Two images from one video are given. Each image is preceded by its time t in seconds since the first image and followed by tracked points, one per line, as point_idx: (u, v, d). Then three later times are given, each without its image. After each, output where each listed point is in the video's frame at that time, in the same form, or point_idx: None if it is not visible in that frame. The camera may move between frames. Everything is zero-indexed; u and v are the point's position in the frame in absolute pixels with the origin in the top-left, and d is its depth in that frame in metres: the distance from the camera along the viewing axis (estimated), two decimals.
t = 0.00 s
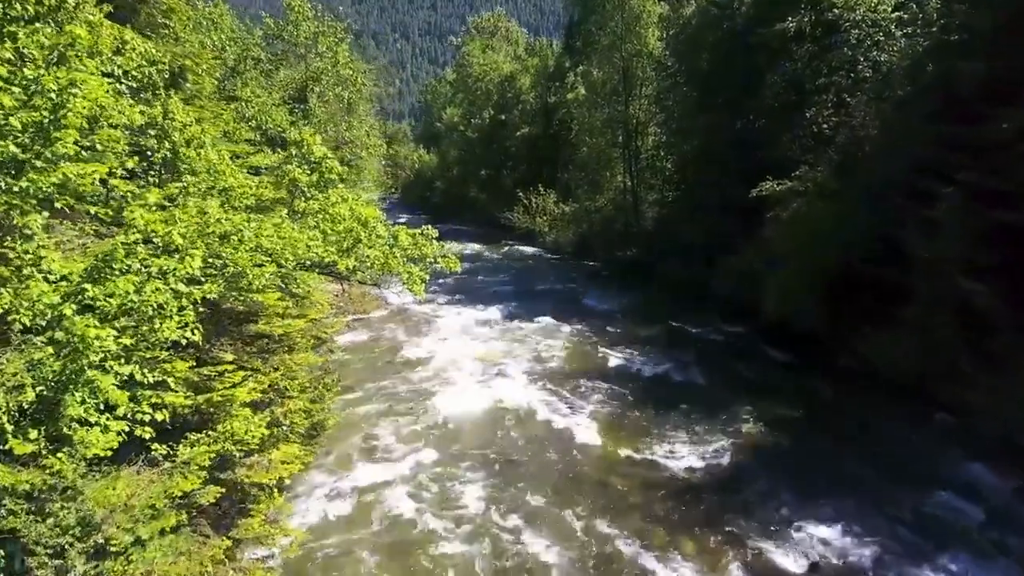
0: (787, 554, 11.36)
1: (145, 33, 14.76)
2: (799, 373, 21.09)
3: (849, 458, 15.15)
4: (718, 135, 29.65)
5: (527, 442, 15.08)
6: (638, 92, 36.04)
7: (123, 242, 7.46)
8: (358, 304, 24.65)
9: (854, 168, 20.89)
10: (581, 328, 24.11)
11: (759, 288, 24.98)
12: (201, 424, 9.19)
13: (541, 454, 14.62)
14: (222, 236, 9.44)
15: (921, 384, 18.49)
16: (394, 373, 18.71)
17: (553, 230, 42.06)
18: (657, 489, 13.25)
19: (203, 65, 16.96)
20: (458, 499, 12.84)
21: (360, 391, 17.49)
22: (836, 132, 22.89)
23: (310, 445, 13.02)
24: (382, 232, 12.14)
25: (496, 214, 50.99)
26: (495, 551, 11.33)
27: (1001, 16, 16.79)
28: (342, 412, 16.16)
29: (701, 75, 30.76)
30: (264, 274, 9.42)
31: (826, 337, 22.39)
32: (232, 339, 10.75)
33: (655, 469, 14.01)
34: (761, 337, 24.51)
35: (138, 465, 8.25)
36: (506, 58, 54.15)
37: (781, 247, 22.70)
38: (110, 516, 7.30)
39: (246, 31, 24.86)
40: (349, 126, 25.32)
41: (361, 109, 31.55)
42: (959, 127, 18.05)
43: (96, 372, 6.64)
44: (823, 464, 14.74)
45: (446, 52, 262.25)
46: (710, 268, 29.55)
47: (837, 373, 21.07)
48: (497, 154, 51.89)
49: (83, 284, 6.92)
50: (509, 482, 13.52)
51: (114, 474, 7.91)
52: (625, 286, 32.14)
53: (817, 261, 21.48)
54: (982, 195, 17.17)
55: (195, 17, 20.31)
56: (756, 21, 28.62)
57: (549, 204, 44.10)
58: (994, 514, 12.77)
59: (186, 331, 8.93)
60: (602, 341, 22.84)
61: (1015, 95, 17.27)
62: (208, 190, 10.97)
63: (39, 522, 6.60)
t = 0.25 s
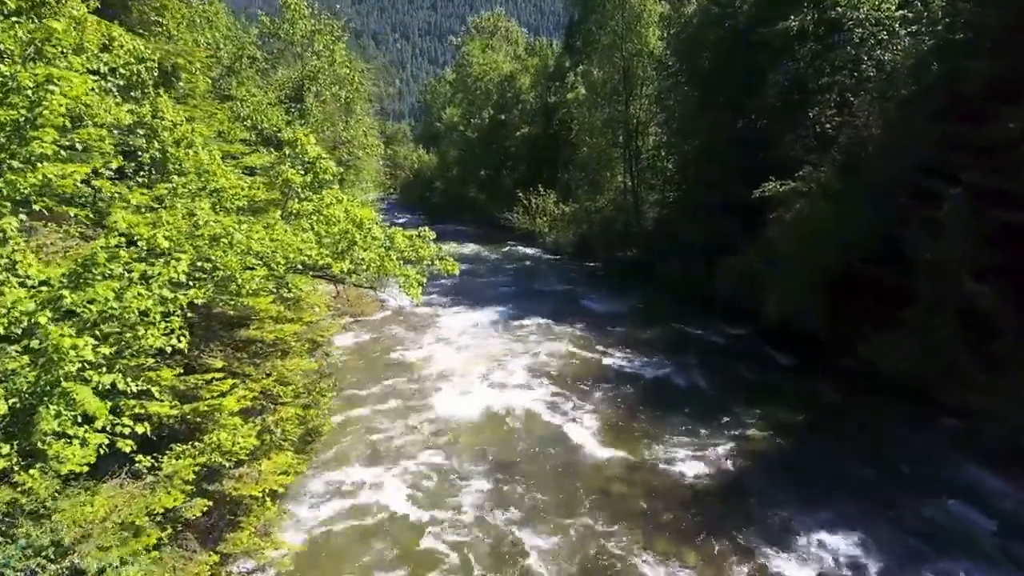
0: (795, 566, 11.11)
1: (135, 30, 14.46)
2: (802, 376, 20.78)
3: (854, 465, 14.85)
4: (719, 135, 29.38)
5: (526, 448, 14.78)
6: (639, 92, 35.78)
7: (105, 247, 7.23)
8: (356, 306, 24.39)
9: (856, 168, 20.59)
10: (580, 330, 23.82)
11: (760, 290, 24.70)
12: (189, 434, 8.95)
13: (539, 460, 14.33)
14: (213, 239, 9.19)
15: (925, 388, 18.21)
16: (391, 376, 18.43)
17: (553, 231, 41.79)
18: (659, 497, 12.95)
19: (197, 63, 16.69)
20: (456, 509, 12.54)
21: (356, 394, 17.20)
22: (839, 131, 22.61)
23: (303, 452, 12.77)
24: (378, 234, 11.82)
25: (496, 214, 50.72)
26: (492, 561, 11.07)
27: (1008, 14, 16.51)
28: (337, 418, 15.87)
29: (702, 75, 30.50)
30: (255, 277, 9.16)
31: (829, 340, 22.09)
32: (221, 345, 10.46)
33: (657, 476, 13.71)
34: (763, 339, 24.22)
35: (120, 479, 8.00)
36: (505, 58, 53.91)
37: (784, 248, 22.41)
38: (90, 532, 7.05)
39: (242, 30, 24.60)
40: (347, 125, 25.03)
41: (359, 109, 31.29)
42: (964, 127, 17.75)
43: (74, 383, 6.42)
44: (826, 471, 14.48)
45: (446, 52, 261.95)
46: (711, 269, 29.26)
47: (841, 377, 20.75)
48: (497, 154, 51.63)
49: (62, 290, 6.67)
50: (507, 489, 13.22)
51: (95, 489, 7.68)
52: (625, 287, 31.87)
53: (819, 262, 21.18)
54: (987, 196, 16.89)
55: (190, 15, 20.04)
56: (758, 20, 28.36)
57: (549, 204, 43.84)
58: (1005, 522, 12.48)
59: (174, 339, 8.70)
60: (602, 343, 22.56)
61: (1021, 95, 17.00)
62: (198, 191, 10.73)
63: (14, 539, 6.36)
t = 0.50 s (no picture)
0: None
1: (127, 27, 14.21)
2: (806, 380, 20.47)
3: (859, 472, 14.53)
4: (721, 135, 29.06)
5: (525, 455, 14.51)
6: (639, 91, 35.49)
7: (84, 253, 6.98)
8: (354, 308, 24.11)
9: (861, 168, 20.25)
10: (581, 333, 23.52)
11: (763, 291, 24.37)
12: (175, 445, 8.69)
13: (538, 467, 14.06)
14: (201, 241, 8.92)
15: (932, 392, 17.87)
16: (389, 380, 18.14)
17: (553, 231, 41.50)
18: (660, 505, 12.65)
19: (192, 62, 16.43)
20: (454, 517, 12.27)
21: (352, 398, 16.91)
22: (843, 131, 22.27)
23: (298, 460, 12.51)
24: (374, 235, 11.52)
25: (496, 214, 50.45)
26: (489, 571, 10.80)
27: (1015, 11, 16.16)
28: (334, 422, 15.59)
29: (703, 74, 30.20)
30: (243, 279, 8.89)
31: (833, 343, 21.76)
32: (212, 351, 10.21)
33: (658, 483, 13.42)
34: (766, 342, 23.90)
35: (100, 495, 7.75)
36: (505, 57, 53.62)
37: (787, 249, 22.08)
38: (67, 549, 6.78)
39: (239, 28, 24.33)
40: (344, 125, 24.75)
41: (358, 109, 31.02)
42: (969, 127, 17.40)
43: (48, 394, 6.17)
44: (830, 478, 14.18)
45: (446, 52, 261.63)
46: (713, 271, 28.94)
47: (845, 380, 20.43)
48: (497, 154, 51.36)
49: (37, 296, 6.41)
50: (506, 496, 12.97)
51: (73, 503, 7.44)
52: (626, 288, 31.57)
53: (822, 264, 20.85)
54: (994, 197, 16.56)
55: (185, 14, 19.76)
56: (760, 19, 28.08)
57: (549, 204, 43.56)
58: (1016, 531, 12.14)
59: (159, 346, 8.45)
60: (603, 345, 22.26)
61: None
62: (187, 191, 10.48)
63: None
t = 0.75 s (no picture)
0: None
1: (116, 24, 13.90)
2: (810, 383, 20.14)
3: (866, 478, 14.22)
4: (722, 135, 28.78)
5: (525, 460, 14.20)
6: (640, 90, 35.21)
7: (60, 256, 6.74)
8: (352, 309, 23.81)
9: (865, 168, 19.93)
10: (581, 334, 23.23)
11: (766, 292, 24.05)
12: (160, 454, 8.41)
13: (538, 473, 13.75)
14: (190, 243, 8.68)
15: (939, 396, 17.55)
16: (387, 384, 17.85)
17: (553, 231, 41.21)
18: (664, 515, 12.37)
19: (185, 60, 16.14)
20: (453, 525, 11.94)
21: (349, 401, 16.63)
22: (847, 130, 21.93)
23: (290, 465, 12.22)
24: (370, 236, 11.27)
25: (496, 214, 50.20)
26: None
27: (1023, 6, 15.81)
28: (329, 426, 15.30)
29: (704, 73, 29.90)
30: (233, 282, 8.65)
31: (838, 345, 21.43)
32: (200, 357, 9.92)
33: (662, 491, 13.12)
34: (770, 344, 23.59)
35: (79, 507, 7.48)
36: (505, 56, 53.37)
37: (790, 250, 21.76)
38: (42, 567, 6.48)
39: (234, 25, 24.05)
40: (342, 124, 24.43)
41: (356, 108, 30.71)
42: (976, 125, 17.05)
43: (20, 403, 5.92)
44: (836, 485, 13.84)
45: (447, 52, 261.31)
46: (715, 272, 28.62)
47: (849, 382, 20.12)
48: (497, 154, 51.10)
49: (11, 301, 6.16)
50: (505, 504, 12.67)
51: (49, 519, 7.15)
52: (627, 289, 31.28)
53: (825, 264, 20.51)
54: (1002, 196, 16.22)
55: (178, 11, 19.45)
56: (763, 18, 27.78)
57: (549, 204, 43.28)
58: None
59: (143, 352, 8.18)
60: (604, 347, 21.97)
61: None
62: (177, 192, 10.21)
63: None
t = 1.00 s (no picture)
0: None
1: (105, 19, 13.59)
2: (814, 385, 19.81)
3: (873, 484, 13.94)
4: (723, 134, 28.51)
5: (523, 466, 13.92)
6: (641, 90, 34.95)
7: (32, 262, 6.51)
8: (350, 310, 23.52)
9: (868, 168, 19.65)
10: (581, 336, 22.96)
11: (768, 294, 23.77)
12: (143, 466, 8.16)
13: (537, 479, 13.48)
14: (179, 244, 8.49)
15: (945, 399, 17.26)
16: (384, 387, 17.58)
17: (553, 232, 40.94)
18: (666, 522, 12.09)
19: (178, 57, 15.88)
20: (450, 532, 11.67)
21: (345, 405, 16.36)
22: (850, 129, 21.64)
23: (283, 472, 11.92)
24: (366, 237, 11.08)
25: (496, 215, 49.93)
26: None
27: None
28: (325, 431, 15.00)
29: (705, 72, 29.63)
30: (225, 284, 8.45)
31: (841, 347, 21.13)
32: (188, 362, 9.64)
33: (664, 497, 12.85)
34: (772, 346, 23.30)
35: (57, 523, 7.23)
36: (505, 56, 53.10)
37: (792, 251, 21.47)
38: None
39: (230, 23, 23.76)
40: (339, 122, 24.14)
41: (354, 107, 30.44)
42: (982, 124, 16.74)
43: None
44: (840, 493, 13.49)
45: (447, 52, 261.03)
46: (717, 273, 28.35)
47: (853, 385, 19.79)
48: (497, 154, 50.83)
49: None
50: (504, 511, 12.38)
51: (24, 535, 6.89)
52: (627, 290, 31.01)
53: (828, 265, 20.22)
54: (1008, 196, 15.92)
55: (172, 8, 19.17)
56: (765, 16, 27.50)
57: (549, 205, 43.02)
58: None
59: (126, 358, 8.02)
60: (604, 349, 21.71)
61: None
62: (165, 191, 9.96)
63: None
